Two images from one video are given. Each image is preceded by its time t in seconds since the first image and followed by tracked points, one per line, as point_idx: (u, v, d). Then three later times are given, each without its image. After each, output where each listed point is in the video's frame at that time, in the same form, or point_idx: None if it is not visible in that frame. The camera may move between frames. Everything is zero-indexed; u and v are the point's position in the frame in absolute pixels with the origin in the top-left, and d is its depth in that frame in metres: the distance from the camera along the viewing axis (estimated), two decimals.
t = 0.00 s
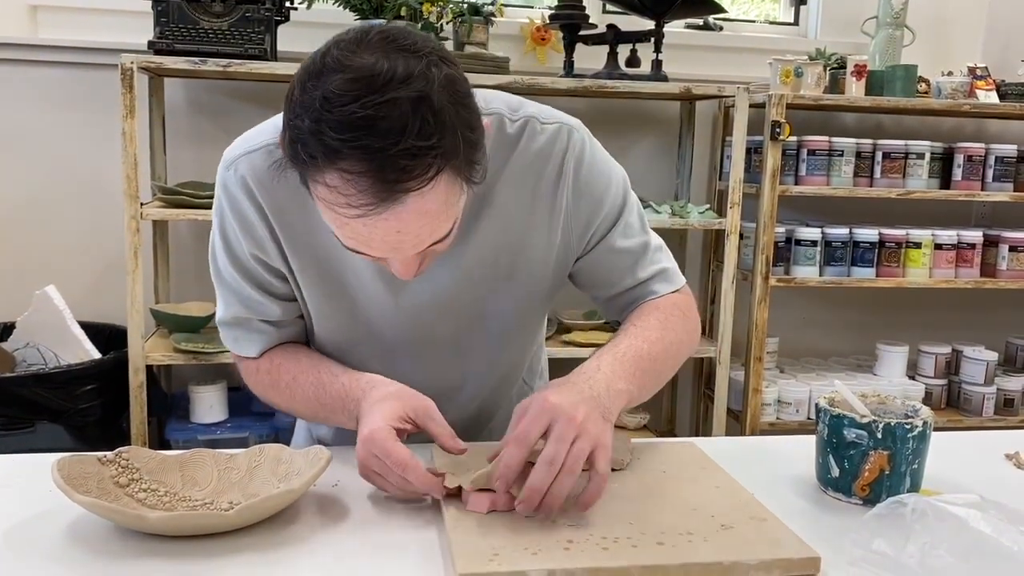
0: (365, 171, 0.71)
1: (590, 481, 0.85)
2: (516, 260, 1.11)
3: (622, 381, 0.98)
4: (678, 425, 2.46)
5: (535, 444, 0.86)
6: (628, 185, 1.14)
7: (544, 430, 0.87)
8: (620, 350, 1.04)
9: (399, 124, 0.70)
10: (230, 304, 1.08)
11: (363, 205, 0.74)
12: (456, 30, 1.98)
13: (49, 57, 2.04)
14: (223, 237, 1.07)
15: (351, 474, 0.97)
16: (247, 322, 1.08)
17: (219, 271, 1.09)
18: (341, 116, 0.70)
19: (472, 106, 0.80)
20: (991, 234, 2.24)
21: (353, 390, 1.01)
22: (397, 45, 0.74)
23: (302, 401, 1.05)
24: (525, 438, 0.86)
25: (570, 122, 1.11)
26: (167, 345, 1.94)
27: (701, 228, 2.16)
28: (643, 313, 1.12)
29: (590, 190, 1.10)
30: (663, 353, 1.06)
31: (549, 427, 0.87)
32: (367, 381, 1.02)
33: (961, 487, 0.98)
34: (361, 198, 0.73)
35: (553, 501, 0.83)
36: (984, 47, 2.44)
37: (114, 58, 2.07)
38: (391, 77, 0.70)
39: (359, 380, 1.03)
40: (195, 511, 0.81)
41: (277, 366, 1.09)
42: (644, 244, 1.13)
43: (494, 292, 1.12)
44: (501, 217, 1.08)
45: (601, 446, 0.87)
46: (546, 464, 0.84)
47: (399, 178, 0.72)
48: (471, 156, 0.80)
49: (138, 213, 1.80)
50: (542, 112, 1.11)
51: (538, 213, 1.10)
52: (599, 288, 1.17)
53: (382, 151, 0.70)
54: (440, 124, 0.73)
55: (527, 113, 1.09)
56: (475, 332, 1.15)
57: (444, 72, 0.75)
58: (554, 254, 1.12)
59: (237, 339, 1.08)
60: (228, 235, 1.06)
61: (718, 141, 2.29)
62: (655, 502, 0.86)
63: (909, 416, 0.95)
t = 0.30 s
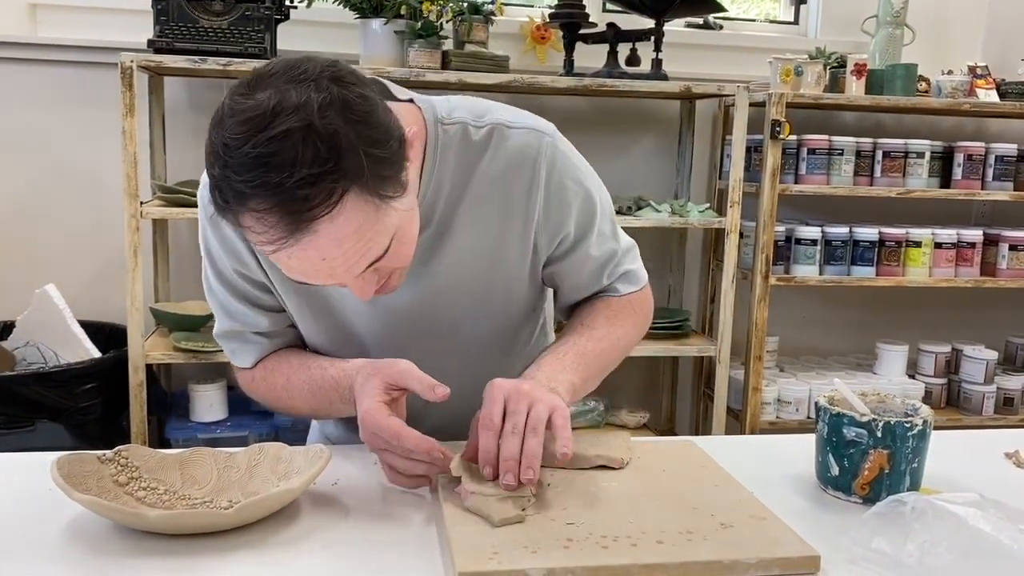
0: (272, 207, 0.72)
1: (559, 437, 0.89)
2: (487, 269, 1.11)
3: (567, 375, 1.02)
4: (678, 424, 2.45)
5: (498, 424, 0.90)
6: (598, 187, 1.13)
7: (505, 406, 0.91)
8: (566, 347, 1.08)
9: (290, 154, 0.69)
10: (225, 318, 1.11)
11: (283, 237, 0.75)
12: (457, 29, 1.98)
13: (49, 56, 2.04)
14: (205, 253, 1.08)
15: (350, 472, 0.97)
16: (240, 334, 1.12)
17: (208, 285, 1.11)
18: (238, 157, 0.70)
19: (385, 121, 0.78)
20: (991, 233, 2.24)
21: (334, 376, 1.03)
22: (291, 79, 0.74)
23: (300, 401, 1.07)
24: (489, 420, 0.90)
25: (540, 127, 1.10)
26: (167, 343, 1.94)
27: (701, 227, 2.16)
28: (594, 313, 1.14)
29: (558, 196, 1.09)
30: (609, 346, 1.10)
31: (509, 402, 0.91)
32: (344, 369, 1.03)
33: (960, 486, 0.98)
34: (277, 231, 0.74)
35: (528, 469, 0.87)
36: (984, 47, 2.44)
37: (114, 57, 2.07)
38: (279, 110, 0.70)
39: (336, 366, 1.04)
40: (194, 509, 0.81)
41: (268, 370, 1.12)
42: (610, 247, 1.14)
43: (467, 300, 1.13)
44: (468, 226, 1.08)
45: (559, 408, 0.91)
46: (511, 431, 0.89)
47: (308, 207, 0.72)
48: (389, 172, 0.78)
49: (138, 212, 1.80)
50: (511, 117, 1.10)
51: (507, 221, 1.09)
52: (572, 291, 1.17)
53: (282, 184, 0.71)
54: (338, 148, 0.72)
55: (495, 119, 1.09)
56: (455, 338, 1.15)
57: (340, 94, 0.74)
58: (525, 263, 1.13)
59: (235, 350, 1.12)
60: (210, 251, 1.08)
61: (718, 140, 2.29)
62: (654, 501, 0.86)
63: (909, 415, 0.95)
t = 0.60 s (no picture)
0: (260, 269, 0.73)
1: (557, 460, 0.92)
2: (483, 282, 1.12)
3: (563, 381, 1.04)
4: (678, 426, 2.46)
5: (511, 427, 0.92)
6: (590, 193, 1.14)
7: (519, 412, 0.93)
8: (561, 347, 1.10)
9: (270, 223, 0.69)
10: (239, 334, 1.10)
11: (274, 292, 0.76)
12: (457, 32, 1.98)
13: (50, 58, 2.04)
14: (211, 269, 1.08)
15: (351, 477, 0.97)
16: (254, 349, 1.12)
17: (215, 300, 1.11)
18: (220, 226, 0.71)
19: (365, 166, 0.76)
20: (991, 237, 2.24)
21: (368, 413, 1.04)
22: (266, 136, 0.73)
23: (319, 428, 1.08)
24: (502, 423, 0.93)
25: (532, 138, 1.10)
26: (167, 346, 1.95)
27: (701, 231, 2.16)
28: (587, 316, 1.16)
29: (551, 207, 1.10)
30: (603, 349, 1.12)
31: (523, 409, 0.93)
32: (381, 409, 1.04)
33: (960, 491, 0.98)
34: (267, 288, 0.75)
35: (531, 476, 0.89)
36: (983, 50, 2.44)
37: (115, 59, 2.07)
38: (254, 177, 0.70)
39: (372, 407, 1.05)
40: (196, 514, 0.81)
41: (300, 392, 1.13)
42: (603, 254, 1.15)
43: (465, 310, 1.14)
44: (463, 240, 1.09)
45: (566, 427, 0.95)
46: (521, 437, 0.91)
47: (295, 266, 0.73)
48: (374, 217, 0.77)
49: (138, 214, 1.80)
50: (503, 127, 1.11)
51: (502, 234, 1.10)
52: (567, 297, 1.18)
53: (266, 249, 0.71)
54: (316, 211, 0.71)
55: (487, 130, 1.10)
56: (455, 345, 1.16)
57: (315, 150, 0.72)
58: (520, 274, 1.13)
59: (250, 365, 1.12)
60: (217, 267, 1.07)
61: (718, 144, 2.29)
62: (654, 506, 0.86)
63: (909, 420, 0.95)
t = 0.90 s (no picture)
0: (340, 212, 0.73)
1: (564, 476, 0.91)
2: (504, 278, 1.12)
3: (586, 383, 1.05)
4: (677, 426, 2.45)
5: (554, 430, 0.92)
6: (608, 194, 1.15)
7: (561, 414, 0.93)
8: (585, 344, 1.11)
9: (362, 160, 0.71)
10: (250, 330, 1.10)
11: (347, 241, 0.76)
12: (456, 31, 1.97)
13: (49, 57, 2.04)
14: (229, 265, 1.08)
15: (349, 474, 0.97)
16: (269, 344, 1.11)
17: (227, 297, 1.11)
18: (305, 162, 0.71)
19: (439, 124, 0.79)
20: (990, 235, 2.24)
21: (386, 398, 1.05)
22: (354, 83, 0.75)
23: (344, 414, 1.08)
24: (549, 420, 0.92)
25: (557, 135, 1.11)
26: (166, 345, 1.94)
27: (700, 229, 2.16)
28: (604, 319, 1.16)
29: (573, 206, 1.11)
30: (624, 352, 1.13)
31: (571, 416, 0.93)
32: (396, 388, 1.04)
33: (960, 487, 0.98)
34: (340, 237, 0.76)
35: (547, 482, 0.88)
36: (983, 49, 2.44)
37: (114, 58, 2.07)
38: (347, 115, 0.71)
39: (387, 387, 1.06)
40: (194, 511, 0.81)
41: (312, 383, 1.12)
42: (617, 258, 1.16)
43: (484, 309, 1.13)
44: (487, 233, 1.09)
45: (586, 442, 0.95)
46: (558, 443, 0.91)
47: (377, 209, 0.74)
48: (448, 174, 0.80)
49: (137, 213, 1.80)
50: (527, 123, 1.11)
51: (525, 229, 1.10)
52: (578, 300, 1.19)
53: (351, 189, 0.72)
54: (404, 155, 0.74)
55: (512, 125, 1.10)
56: (471, 346, 1.16)
57: (402, 99, 0.75)
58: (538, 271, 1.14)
59: (264, 362, 1.11)
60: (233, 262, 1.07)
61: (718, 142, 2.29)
62: (654, 503, 0.86)
63: (908, 417, 0.95)
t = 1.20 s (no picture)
0: (307, 244, 0.74)
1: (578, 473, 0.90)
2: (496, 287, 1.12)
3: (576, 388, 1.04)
4: (678, 428, 2.45)
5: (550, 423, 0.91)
6: (597, 197, 1.14)
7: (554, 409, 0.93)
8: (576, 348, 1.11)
9: (321, 192, 0.71)
10: (254, 348, 1.11)
11: (319, 270, 0.77)
12: (455, 33, 1.98)
13: (49, 60, 2.04)
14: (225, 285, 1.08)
15: (349, 478, 0.97)
16: (275, 364, 1.11)
17: (227, 317, 1.11)
18: (270, 199, 0.72)
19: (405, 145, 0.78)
20: (990, 236, 2.24)
21: (393, 405, 1.04)
22: (312, 115, 0.75)
23: (356, 426, 1.08)
24: (543, 412, 0.92)
25: (544, 141, 1.11)
26: (165, 348, 1.94)
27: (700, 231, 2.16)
28: (598, 321, 1.16)
29: (563, 212, 1.11)
30: (616, 354, 1.13)
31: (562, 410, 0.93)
32: (403, 394, 1.04)
33: (960, 490, 0.98)
34: (311, 266, 0.76)
35: (554, 480, 0.88)
36: (982, 50, 2.44)
37: (114, 61, 2.07)
38: (303, 149, 0.71)
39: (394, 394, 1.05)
40: (194, 515, 0.81)
41: (320, 397, 1.12)
42: (608, 261, 1.16)
43: (479, 316, 1.14)
44: (478, 243, 1.09)
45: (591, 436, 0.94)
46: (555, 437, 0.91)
47: (343, 239, 0.74)
48: (417, 193, 0.79)
49: (136, 216, 1.80)
50: (514, 131, 1.11)
51: (515, 239, 1.10)
52: (573, 303, 1.19)
53: (315, 221, 0.72)
54: (366, 181, 0.73)
55: (498, 133, 1.09)
56: (468, 351, 1.16)
57: (361, 125, 0.75)
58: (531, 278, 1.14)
59: (272, 381, 1.12)
60: (230, 283, 1.08)
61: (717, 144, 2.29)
62: (654, 506, 0.86)
63: (908, 419, 0.95)
